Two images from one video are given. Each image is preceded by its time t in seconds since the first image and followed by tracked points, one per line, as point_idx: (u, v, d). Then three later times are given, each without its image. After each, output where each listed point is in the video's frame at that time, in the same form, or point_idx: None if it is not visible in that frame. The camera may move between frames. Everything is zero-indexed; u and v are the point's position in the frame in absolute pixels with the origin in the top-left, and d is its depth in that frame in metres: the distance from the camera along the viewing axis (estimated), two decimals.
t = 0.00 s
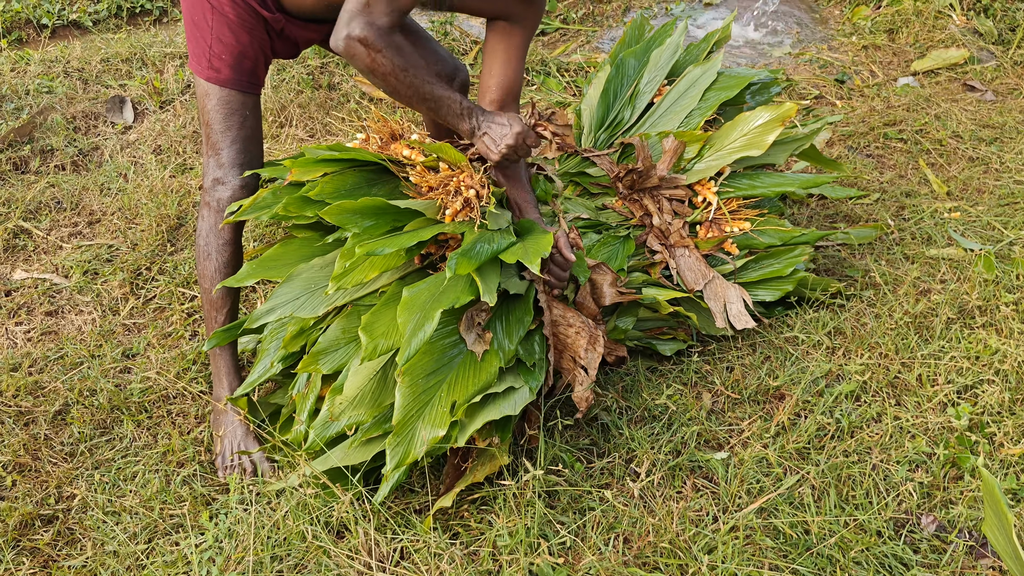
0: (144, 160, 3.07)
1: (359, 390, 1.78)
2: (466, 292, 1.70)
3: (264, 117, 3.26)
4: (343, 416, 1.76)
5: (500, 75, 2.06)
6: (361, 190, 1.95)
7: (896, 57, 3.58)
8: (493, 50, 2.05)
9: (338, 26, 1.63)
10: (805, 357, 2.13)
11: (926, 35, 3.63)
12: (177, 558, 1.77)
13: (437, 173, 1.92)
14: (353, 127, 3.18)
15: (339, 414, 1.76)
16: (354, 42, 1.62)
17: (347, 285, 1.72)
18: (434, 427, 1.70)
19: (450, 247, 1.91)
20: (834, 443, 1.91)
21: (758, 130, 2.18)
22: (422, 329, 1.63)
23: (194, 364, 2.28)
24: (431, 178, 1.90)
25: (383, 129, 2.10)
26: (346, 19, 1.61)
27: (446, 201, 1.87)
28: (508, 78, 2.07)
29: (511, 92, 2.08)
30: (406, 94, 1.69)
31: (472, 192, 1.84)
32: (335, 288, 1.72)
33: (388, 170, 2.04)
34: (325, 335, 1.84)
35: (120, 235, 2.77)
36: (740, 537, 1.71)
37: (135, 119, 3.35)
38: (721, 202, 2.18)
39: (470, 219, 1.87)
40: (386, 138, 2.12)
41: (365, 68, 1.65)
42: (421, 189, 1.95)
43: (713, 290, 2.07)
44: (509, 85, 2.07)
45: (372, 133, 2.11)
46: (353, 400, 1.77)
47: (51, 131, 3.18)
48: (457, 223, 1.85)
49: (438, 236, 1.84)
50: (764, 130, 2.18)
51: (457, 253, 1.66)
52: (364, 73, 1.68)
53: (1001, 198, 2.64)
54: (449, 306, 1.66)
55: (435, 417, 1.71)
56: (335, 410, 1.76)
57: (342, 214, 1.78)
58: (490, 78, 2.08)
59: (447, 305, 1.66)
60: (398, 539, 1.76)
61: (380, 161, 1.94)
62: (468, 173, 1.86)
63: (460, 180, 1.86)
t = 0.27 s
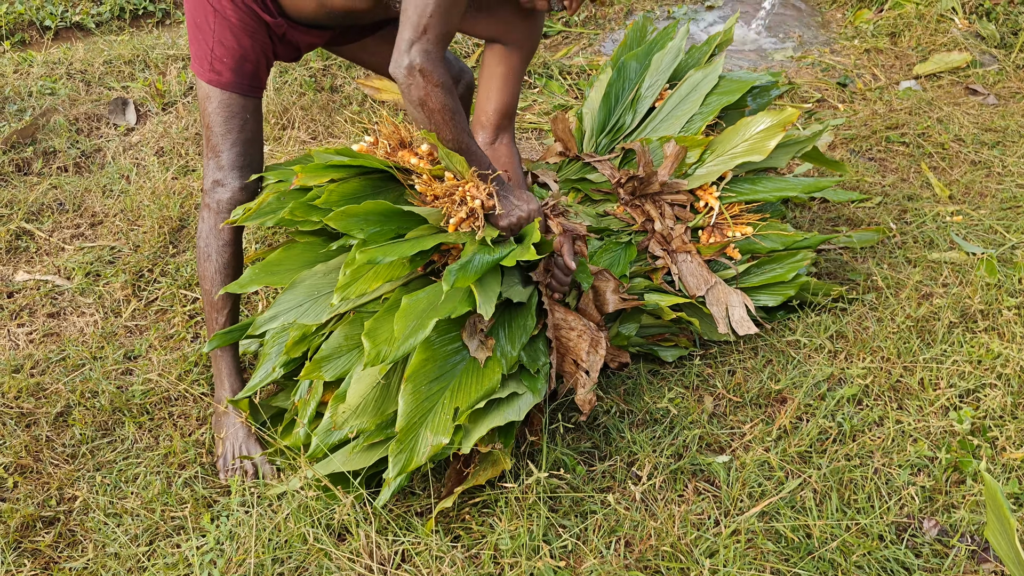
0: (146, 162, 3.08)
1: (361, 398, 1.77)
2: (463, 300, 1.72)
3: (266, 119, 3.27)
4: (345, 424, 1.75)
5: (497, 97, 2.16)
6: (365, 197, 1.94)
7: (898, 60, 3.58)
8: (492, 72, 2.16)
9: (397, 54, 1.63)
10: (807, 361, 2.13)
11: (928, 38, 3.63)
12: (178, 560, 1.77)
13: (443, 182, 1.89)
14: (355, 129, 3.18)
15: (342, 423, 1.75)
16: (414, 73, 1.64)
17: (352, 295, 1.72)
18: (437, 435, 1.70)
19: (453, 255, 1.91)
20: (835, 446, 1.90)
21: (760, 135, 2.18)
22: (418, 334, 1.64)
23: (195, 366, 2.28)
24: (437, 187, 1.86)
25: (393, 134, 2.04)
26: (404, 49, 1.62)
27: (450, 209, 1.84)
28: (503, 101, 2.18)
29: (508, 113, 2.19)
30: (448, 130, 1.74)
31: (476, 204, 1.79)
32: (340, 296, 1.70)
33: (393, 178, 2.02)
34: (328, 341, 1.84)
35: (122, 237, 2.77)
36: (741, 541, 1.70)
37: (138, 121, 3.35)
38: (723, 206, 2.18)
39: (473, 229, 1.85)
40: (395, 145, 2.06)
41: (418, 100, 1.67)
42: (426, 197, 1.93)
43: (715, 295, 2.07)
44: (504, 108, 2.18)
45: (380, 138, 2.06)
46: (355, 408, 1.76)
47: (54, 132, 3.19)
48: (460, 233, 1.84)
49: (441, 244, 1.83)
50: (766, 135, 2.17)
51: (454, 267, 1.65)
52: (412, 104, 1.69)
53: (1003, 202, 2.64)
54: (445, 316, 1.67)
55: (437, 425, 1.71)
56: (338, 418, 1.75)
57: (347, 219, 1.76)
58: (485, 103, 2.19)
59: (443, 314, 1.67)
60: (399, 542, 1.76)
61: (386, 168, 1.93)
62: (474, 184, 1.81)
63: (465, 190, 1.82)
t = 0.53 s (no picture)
0: (146, 161, 3.08)
1: (359, 396, 1.75)
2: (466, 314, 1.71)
3: (267, 119, 3.26)
4: (344, 422, 1.73)
5: (493, 54, 1.99)
6: (362, 197, 1.94)
7: (899, 62, 3.58)
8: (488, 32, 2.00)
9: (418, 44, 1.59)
10: (807, 363, 2.12)
11: (929, 40, 3.63)
12: (177, 560, 1.77)
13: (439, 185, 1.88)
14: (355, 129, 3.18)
15: (340, 421, 1.73)
16: (434, 63, 1.60)
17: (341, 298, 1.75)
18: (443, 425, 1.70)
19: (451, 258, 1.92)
20: (836, 449, 1.90)
21: (762, 137, 2.17)
22: (420, 367, 1.65)
23: (195, 366, 2.28)
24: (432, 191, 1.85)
25: (393, 134, 2.05)
26: (427, 40, 1.59)
27: (444, 214, 1.85)
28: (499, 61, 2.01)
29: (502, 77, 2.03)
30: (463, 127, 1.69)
31: (470, 211, 1.80)
32: (328, 299, 1.72)
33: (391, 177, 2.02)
34: (325, 339, 1.84)
35: (122, 236, 2.77)
36: (741, 543, 1.70)
37: (138, 120, 3.35)
38: (725, 209, 2.18)
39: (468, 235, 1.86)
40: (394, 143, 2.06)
41: (437, 92, 1.63)
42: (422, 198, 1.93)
43: (714, 296, 2.07)
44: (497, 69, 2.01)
45: (380, 137, 2.05)
46: (353, 407, 1.74)
47: (54, 132, 3.18)
48: (453, 239, 1.86)
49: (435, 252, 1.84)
50: (769, 137, 2.17)
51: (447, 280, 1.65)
52: (429, 94, 1.64)
53: (1003, 205, 2.64)
54: (444, 345, 1.67)
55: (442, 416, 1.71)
56: (335, 417, 1.73)
57: (340, 230, 1.77)
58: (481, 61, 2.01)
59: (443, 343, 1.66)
60: (398, 543, 1.76)
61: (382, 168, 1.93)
62: (469, 188, 1.80)
63: (460, 196, 1.81)
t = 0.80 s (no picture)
0: (147, 160, 3.07)
1: (361, 415, 1.76)
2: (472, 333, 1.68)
3: (267, 118, 3.26)
4: (346, 442, 1.75)
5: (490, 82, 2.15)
6: (366, 210, 1.93)
7: (899, 63, 3.58)
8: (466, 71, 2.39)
9: (412, 69, 1.60)
10: (807, 363, 2.12)
11: (930, 41, 3.63)
12: (177, 559, 1.77)
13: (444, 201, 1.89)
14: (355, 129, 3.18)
15: (342, 441, 1.75)
16: (430, 87, 1.62)
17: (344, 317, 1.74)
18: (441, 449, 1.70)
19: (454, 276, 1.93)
20: (836, 449, 1.90)
21: (764, 142, 2.17)
22: (422, 379, 1.61)
23: (194, 365, 2.28)
24: (437, 206, 1.87)
25: (399, 145, 2.05)
26: (421, 64, 1.60)
27: (448, 231, 1.86)
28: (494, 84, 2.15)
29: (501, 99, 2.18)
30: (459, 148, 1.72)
31: (474, 228, 1.82)
32: (330, 317, 1.72)
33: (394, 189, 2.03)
34: (328, 355, 1.84)
35: (122, 235, 2.77)
36: (741, 543, 1.70)
37: (138, 119, 3.35)
38: (727, 214, 2.18)
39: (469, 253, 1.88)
40: (400, 153, 2.06)
41: (433, 116, 1.65)
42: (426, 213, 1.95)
43: (716, 303, 2.07)
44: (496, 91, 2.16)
45: (386, 145, 2.05)
46: (355, 426, 1.75)
47: (54, 130, 3.18)
48: (457, 257, 1.86)
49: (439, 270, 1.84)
50: (771, 143, 2.17)
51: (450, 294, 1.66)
52: (425, 119, 1.66)
53: (1004, 206, 2.64)
54: (450, 354, 1.64)
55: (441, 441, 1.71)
56: (337, 436, 1.75)
57: (345, 247, 1.76)
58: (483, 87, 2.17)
59: (448, 355, 1.64)
60: (398, 543, 1.76)
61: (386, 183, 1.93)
62: (474, 207, 1.82)
63: (465, 214, 1.83)
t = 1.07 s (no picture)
0: (147, 159, 3.07)
1: (358, 403, 1.76)
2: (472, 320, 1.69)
3: (267, 117, 3.26)
4: (342, 429, 1.75)
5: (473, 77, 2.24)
6: (362, 201, 1.93)
7: (900, 63, 3.57)
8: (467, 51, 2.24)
9: (418, 51, 1.59)
10: (808, 363, 2.12)
11: (930, 41, 3.63)
12: (176, 558, 1.76)
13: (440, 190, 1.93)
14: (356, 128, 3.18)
15: (339, 428, 1.74)
16: (436, 70, 1.60)
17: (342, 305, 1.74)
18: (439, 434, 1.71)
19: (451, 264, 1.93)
20: (836, 449, 1.90)
21: (764, 139, 2.16)
22: (430, 367, 1.62)
23: (194, 364, 2.27)
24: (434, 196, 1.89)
25: (394, 139, 2.11)
26: (426, 46, 1.59)
27: (446, 221, 1.87)
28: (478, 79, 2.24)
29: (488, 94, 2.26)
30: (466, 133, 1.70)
31: (473, 216, 1.82)
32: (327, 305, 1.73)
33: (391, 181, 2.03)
34: (325, 345, 1.83)
35: (122, 234, 2.77)
36: (741, 543, 1.70)
37: (138, 118, 3.35)
38: (725, 211, 2.18)
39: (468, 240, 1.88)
40: (395, 147, 2.11)
41: (439, 100, 1.64)
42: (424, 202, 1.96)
43: (714, 299, 2.07)
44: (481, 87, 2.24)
45: (382, 140, 2.10)
46: (351, 413, 1.75)
47: (54, 129, 3.18)
48: (455, 245, 1.86)
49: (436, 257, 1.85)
50: (770, 139, 2.16)
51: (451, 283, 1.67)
52: (430, 102, 1.65)
53: (1004, 206, 2.64)
54: (455, 343, 1.64)
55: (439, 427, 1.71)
56: (334, 423, 1.74)
57: (344, 235, 1.76)
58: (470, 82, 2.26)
59: (452, 342, 1.64)
60: (398, 542, 1.76)
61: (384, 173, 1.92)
62: (471, 194, 1.83)
63: (462, 202, 1.85)
